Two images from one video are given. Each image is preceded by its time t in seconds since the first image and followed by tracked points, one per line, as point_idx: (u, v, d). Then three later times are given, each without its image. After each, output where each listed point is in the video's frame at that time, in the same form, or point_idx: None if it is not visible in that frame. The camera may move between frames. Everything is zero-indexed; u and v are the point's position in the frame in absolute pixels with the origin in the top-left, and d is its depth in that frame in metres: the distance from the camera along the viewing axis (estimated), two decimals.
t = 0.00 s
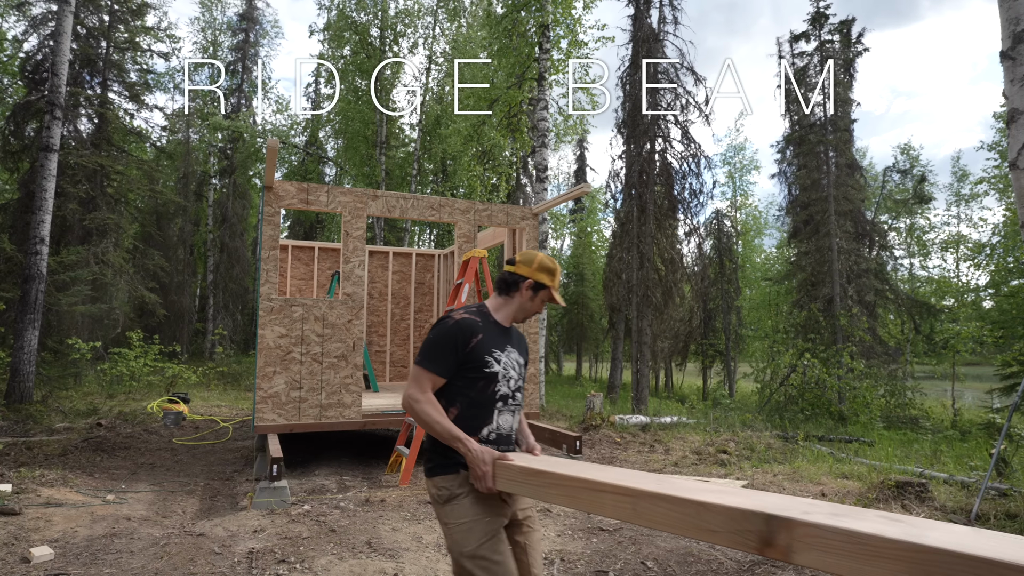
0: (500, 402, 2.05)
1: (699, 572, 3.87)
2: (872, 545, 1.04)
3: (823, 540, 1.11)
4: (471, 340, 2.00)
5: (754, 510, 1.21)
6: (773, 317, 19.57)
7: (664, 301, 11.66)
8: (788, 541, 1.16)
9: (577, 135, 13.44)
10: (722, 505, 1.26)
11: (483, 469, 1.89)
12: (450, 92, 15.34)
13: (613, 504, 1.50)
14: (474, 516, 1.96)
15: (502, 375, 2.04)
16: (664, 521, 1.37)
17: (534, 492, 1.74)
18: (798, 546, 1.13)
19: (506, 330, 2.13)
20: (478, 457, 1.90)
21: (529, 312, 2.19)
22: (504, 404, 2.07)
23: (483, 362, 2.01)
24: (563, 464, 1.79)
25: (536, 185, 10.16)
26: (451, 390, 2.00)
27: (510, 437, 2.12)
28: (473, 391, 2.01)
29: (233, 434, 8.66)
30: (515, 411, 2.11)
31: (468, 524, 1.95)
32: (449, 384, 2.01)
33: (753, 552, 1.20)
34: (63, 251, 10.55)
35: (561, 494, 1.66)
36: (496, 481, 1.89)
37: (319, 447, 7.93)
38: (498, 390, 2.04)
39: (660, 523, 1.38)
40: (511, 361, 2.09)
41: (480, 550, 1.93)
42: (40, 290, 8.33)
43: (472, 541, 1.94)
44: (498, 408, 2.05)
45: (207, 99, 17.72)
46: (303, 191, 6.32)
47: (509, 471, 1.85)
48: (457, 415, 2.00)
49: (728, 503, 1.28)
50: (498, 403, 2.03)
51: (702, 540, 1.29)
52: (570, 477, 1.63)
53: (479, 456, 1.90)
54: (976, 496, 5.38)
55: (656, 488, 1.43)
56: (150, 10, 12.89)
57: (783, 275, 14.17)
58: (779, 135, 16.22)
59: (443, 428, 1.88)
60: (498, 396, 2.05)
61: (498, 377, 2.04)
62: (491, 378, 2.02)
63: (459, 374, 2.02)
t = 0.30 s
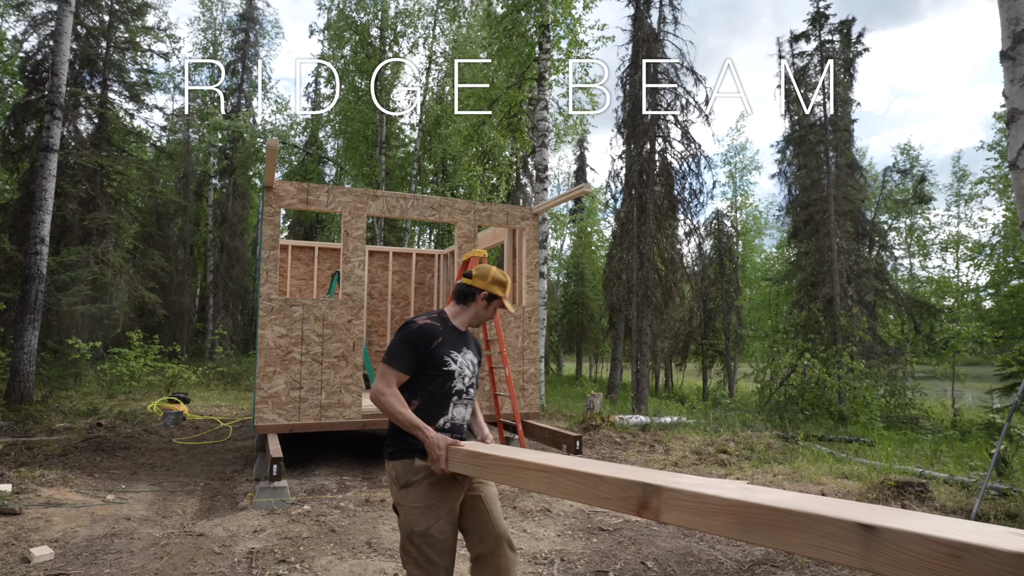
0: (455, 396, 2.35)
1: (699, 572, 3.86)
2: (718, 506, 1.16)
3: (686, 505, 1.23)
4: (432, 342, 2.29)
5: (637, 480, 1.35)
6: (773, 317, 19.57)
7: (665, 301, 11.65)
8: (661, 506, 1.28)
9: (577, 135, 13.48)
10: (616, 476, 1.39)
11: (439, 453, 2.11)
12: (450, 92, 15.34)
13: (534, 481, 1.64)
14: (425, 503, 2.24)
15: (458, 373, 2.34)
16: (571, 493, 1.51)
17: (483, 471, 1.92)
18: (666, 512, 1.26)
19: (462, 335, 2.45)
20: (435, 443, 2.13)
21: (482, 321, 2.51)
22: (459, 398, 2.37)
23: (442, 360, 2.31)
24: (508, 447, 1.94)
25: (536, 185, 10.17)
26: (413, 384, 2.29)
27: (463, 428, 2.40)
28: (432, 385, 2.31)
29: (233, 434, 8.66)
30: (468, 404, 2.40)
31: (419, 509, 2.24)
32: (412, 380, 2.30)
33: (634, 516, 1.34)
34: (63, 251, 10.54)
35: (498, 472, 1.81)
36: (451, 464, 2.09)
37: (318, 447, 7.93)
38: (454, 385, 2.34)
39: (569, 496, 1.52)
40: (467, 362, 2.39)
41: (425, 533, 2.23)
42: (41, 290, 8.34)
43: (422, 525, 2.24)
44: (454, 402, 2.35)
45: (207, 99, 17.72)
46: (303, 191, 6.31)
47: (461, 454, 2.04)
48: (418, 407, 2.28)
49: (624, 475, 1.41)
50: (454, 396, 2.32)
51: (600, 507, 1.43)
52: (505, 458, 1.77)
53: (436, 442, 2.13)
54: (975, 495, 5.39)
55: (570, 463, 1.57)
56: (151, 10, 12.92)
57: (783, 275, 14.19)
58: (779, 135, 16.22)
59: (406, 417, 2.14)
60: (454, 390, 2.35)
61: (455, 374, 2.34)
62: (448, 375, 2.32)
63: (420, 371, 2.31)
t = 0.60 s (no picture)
0: (430, 389, 2.69)
1: (699, 572, 3.86)
2: (619, 477, 1.39)
3: (598, 479, 1.46)
4: (408, 341, 2.63)
5: (563, 457, 1.58)
6: (773, 317, 19.56)
7: (665, 301, 11.64)
8: (579, 480, 1.51)
9: (577, 135, 13.51)
10: (548, 455, 1.63)
11: (414, 441, 2.41)
12: (450, 92, 15.33)
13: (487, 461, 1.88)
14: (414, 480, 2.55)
15: (433, 368, 2.69)
16: (515, 472, 1.74)
17: (450, 454, 2.18)
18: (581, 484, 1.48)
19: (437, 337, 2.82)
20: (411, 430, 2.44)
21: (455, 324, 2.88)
22: (434, 390, 2.71)
23: (419, 357, 2.66)
24: (472, 433, 2.20)
25: (536, 184, 10.17)
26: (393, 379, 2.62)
27: (439, 419, 2.73)
28: (411, 380, 2.65)
29: (233, 434, 8.66)
30: (443, 396, 2.74)
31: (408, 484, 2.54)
32: (392, 376, 2.63)
33: (560, 488, 1.57)
34: (63, 251, 10.53)
35: (460, 454, 2.07)
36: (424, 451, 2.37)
37: (318, 447, 7.92)
38: (429, 378, 2.68)
39: (516, 475, 1.75)
40: (441, 359, 2.75)
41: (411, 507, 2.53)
42: (41, 290, 8.34)
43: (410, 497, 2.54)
44: (430, 394, 2.68)
45: (207, 99, 17.71)
46: (303, 191, 6.31)
47: (431, 439, 2.33)
48: (398, 400, 2.61)
49: (555, 454, 1.64)
50: (430, 389, 2.66)
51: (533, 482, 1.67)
52: (469, 441, 2.00)
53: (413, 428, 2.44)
54: (976, 496, 5.39)
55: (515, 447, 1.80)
56: (151, 10, 12.93)
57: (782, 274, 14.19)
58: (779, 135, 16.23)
59: (386, 407, 2.45)
60: (430, 383, 2.70)
61: (430, 369, 2.69)
62: (423, 369, 2.67)
63: (400, 368, 2.66)
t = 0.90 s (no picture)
0: (409, 383, 3.03)
1: (697, 570, 3.92)
2: (552, 456, 1.60)
3: (533, 460, 1.68)
4: (388, 341, 3.01)
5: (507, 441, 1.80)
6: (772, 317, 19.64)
7: (664, 301, 11.73)
8: (520, 459, 1.74)
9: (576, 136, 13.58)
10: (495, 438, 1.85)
11: (393, 431, 2.74)
12: (450, 93, 15.40)
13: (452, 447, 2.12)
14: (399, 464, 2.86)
15: (411, 365, 3.04)
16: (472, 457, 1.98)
17: (422, 443, 2.51)
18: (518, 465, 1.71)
19: (415, 337, 3.18)
20: (391, 421, 2.76)
21: (432, 326, 3.24)
22: (413, 385, 3.06)
23: (399, 355, 3.03)
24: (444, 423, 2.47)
25: (536, 185, 10.24)
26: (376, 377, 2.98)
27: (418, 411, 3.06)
28: (391, 377, 3.00)
29: (235, 433, 8.72)
30: (422, 390, 3.08)
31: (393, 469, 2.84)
32: (375, 373, 2.99)
33: (506, 467, 1.79)
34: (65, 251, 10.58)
35: (433, 441, 2.34)
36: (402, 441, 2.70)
37: (320, 446, 7.99)
38: (409, 374, 3.03)
39: (473, 457, 1.99)
40: (419, 357, 3.11)
41: (397, 489, 2.81)
42: (44, 290, 8.40)
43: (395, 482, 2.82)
44: (410, 388, 3.02)
45: (208, 100, 17.77)
46: (305, 192, 6.36)
47: (409, 431, 2.63)
48: (381, 393, 2.96)
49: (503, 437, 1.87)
50: (409, 383, 3.00)
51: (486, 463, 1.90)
52: (441, 430, 2.27)
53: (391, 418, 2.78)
54: (972, 494, 5.45)
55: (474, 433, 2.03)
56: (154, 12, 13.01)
57: (781, 275, 14.26)
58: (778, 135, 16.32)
59: (369, 400, 2.80)
60: (410, 379, 3.04)
61: (409, 366, 3.05)
62: (402, 366, 3.02)
63: (382, 366, 3.02)
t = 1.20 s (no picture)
0: (381, 379, 3.46)
1: (697, 570, 3.92)
2: (487, 442, 1.67)
3: (471, 446, 1.76)
4: (364, 340, 3.46)
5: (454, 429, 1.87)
6: (772, 317, 19.65)
7: (664, 301, 11.75)
8: (462, 445, 1.81)
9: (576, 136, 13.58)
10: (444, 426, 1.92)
11: (361, 421, 3.08)
12: (450, 93, 15.41)
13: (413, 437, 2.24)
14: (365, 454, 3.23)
15: (384, 362, 3.49)
16: (427, 445, 2.07)
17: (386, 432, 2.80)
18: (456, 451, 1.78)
19: (389, 337, 3.64)
20: (359, 412, 3.14)
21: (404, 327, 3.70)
22: (385, 380, 3.49)
23: (373, 353, 3.48)
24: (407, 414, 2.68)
25: (536, 185, 10.25)
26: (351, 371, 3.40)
27: (388, 403, 3.49)
28: (366, 372, 3.45)
29: (235, 433, 8.72)
30: (392, 385, 3.51)
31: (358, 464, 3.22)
32: (350, 368, 3.42)
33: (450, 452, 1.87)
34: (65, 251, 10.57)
35: (398, 433, 2.50)
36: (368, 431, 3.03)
37: (320, 446, 7.99)
38: (381, 370, 3.47)
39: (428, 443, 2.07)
40: (390, 355, 3.56)
41: (363, 475, 3.18)
42: (44, 290, 8.40)
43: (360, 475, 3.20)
44: (381, 382, 3.46)
45: (208, 100, 17.78)
46: (305, 192, 6.36)
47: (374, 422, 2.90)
48: (354, 387, 3.38)
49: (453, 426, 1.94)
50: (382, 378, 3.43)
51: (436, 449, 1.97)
52: (402, 421, 2.45)
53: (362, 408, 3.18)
54: (972, 494, 5.45)
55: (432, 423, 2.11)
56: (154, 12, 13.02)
57: (781, 275, 14.26)
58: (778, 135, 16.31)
59: (343, 392, 3.22)
60: (382, 374, 3.48)
61: (381, 363, 3.49)
62: (375, 363, 3.47)
63: (358, 361, 3.46)
